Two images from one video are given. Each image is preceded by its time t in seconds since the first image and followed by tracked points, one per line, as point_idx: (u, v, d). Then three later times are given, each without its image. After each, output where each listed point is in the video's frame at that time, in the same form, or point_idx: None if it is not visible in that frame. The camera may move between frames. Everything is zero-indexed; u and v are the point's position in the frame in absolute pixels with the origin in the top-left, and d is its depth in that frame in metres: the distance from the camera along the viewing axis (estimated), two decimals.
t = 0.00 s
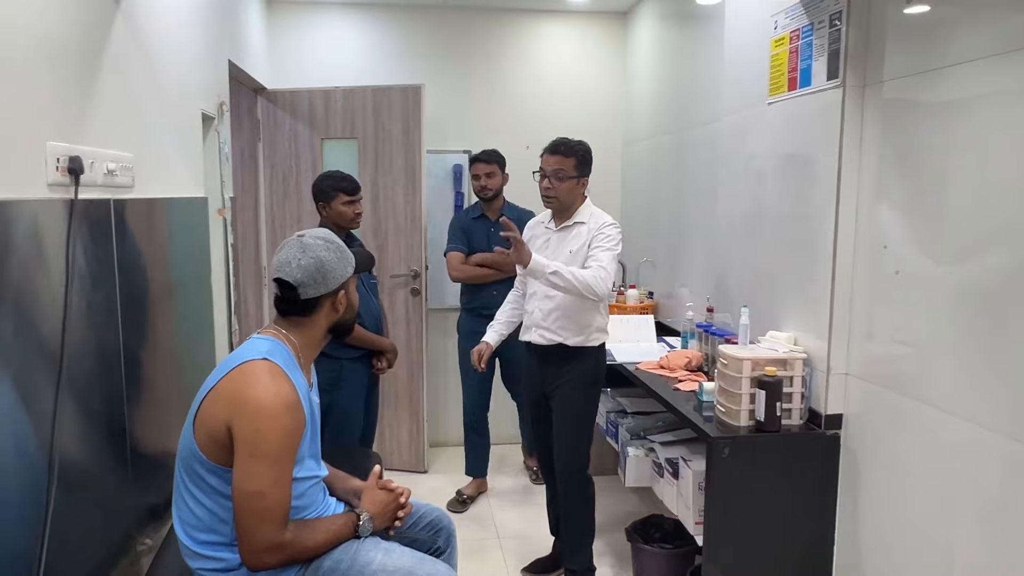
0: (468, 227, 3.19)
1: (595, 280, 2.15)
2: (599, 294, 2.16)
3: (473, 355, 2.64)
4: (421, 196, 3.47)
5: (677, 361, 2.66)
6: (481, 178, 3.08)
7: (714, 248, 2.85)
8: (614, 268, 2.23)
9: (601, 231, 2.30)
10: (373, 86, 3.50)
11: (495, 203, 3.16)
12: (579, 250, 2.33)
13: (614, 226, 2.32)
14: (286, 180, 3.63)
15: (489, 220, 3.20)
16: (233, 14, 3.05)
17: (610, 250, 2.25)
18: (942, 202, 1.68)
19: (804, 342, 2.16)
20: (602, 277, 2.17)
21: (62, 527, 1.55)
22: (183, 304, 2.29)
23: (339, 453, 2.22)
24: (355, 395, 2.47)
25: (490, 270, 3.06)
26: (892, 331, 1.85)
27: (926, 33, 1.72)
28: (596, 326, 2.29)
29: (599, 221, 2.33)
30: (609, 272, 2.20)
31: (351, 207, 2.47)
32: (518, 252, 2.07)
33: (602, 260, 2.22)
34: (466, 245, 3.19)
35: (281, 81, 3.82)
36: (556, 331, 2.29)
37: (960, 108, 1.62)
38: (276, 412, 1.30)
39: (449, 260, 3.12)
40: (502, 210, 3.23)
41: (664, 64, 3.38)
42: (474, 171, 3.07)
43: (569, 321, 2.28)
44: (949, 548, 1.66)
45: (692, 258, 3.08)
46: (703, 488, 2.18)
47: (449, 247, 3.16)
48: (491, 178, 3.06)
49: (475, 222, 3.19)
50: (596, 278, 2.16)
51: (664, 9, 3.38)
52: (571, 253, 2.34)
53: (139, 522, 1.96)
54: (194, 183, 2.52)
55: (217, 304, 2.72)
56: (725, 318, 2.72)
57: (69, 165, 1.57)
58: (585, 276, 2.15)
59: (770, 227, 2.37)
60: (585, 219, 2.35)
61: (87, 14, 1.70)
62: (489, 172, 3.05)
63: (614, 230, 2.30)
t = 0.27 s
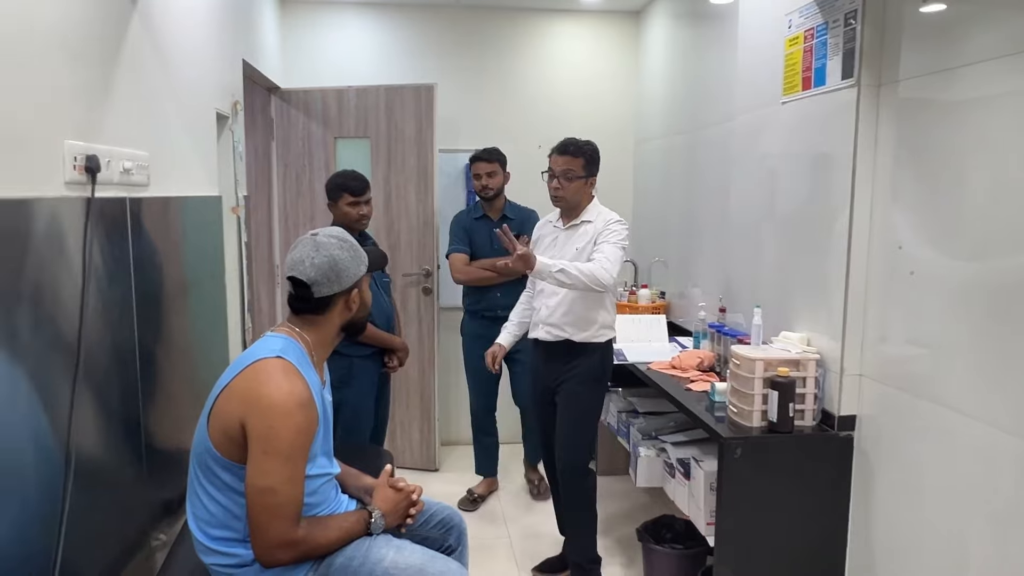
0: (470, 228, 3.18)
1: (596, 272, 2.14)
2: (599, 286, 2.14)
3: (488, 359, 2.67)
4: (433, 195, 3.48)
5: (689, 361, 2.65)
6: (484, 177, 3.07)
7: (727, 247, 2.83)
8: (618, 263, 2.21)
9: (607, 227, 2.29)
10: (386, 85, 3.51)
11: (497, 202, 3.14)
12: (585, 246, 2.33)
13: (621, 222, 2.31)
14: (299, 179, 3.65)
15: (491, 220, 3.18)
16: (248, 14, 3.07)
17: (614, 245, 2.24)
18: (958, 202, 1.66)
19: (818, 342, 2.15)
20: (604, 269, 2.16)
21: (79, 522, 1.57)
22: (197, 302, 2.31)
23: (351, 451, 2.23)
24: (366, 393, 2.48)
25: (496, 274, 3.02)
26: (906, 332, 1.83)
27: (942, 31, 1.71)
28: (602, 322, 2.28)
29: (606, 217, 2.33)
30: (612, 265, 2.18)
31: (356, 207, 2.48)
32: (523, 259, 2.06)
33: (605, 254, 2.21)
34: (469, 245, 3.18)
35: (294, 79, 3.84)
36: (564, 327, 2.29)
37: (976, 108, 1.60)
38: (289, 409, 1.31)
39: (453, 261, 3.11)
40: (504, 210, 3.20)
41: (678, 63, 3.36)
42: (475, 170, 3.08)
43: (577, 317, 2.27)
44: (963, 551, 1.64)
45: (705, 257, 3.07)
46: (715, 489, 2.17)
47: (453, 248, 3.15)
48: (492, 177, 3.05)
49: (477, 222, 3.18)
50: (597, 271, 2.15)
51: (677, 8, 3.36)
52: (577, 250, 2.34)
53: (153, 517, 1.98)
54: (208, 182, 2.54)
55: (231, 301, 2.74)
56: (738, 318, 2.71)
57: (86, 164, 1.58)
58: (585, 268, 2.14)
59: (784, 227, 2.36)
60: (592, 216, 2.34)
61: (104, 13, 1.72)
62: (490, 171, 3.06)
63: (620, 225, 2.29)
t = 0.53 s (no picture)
0: (486, 223, 3.18)
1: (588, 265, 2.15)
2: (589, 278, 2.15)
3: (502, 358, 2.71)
4: (446, 189, 3.48)
5: (702, 357, 2.63)
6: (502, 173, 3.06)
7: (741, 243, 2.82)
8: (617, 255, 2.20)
9: (613, 222, 2.28)
10: (399, 80, 3.52)
11: (514, 199, 3.13)
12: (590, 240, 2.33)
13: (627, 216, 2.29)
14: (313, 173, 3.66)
15: (507, 216, 3.17)
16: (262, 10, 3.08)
17: (613, 238, 2.23)
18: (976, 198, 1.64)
19: (832, 339, 2.13)
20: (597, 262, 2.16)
21: (95, 511, 1.59)
22: (212, 296, 2.33)
23: (364, 444, 2.25)
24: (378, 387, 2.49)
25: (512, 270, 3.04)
26: (922, 329, 1.81)
27: (961, 24, 1.68)
28: (612, 318, 2.28)
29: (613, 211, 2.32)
30: (608, 258, 2.17)
31: (364, 204, 2.48)
32: (516, 266, 2.13)
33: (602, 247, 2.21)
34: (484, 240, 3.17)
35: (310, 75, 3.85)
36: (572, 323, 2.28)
37: (994, 102, 1.58)
38: (301, 402, 1.32)
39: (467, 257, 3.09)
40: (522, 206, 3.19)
41: (692, 57, 3.34)
42: (494, 165, 3.06)
43: (585, 312, 2.27)
44: (978, 550, 1.63)
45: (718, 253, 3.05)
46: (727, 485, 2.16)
47: (468, 244, 3.15)
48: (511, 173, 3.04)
49: (493, 217, 3.16)
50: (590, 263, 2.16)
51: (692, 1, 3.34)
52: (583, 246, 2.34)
53: (168, 508, 2.00)
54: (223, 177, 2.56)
55: (246, 295, 2.77)
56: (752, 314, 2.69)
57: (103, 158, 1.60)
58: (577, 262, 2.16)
59: (799, 222, 2.34)
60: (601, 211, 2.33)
61: (120, 8, 1.73)
62: (509, 166, 3.05)
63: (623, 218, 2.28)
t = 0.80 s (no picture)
0: (512, 215, 3.18)
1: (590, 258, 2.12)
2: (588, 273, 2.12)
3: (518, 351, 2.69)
4: (461, 184, 3.48)
5: (718, 353, 2.61)
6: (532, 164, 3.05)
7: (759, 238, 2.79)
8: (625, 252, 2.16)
9: (631, 219, 2.25)
10: (415, 74, 3.52)
11: (543, 192, 3.12)
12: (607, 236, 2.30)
13: (647, 212, 2.25)
14: (329, 167, 3.67)
15: (535, 208, 3.17)
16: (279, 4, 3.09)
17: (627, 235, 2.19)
18: (998, 193, 1.61)
19: (851, 335, 2.10)
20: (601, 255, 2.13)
21: (114, 502, 1.61)
22: (229, 290, 2.35)
23: (379, 437, 2.26)
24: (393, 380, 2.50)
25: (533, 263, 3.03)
26: (942, 326, 1.79)
27: (985, 16, 1.65)
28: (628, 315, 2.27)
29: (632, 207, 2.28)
30: (612, 253, 2.13)
31: (379, 198, 2.49)
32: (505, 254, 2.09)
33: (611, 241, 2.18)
34: (508, 231, 3.17)
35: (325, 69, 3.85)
36: (588, 319, 2.28)
37: (1019, 95, 1.55)
38: (318, 395, 1.32)
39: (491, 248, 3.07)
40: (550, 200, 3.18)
41: (710, 49, 3.31)
42: (525, 156, 3.05)
43: (602, 310, 2.26)
44: (997, 550, 1.60)
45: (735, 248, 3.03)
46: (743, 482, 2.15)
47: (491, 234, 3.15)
48: (541, 165, 3.03)
49: (520, 210, 3.16)
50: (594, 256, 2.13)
51: None
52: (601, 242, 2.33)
53: (186, 499, 2.02)
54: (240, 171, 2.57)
55: (262, 289, 2.78)
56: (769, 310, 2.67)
57: (122, 152, 1.61)
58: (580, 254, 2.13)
59: (818, 217, 2.31)
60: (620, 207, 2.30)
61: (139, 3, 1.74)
62: (540, 158, 3.03)
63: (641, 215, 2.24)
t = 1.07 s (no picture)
0: (527, 207, 3.16)
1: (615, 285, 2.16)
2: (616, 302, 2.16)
3: (530, 347, 2.67)
4: (471, 177, 3.48)
5: (728, 347, 2.60)
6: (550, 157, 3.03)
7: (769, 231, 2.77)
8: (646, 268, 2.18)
9: (644, 222, 2.22)
10: (424, 67, 3.51)
11: (560, 185, 3.10)
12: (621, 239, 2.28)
13: (660, 214, 2.23)
14: (338, 160, 3.67)
15: (551, 201, 3.15)
16: None
17: (645, 248, 2.19)
18: (1013, 184, 1.58)
19: (863, 329, 2.08)
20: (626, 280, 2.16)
21: (125, 494, 1.62)
22: (238, 282, 2.35)
23: (388, 430, 2.26)
24: (402, 374, 2.50)
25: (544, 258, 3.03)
26: (956, 319, 1.77)
27: (1002, 5, 1.62)
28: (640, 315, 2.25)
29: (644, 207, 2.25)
30: (635, 277, 2.15)
31: (388, 192, 2.48)
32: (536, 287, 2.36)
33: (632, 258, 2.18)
34: (522, 224, 3.14)
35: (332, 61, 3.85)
36: (600, 320, 2.27)
37: None
38: (328, 387, 1.32)
39: (505, 240, 3.09)
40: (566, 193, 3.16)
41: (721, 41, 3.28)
42: (542, 149, 3.04)
43: (613, 310, 2.24)
44: (1010, 546, 1.59)
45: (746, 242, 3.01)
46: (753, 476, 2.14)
47: (506, 226, 3.12)
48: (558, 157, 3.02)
49: (536, 202, 3.15)
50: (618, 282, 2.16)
51: None
52: (612, 242, 2.31)
53: (196, 491, 2.03)
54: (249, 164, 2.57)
55: (272, 282, 2.79)
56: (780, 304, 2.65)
57: (133, 144, 1.62)
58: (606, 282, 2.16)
59: (830, 210, 2.29)
60: (630, 205, 2.28)
61: None
62: (557, 151, 3.02)
63: (655, 217, 2.22)
